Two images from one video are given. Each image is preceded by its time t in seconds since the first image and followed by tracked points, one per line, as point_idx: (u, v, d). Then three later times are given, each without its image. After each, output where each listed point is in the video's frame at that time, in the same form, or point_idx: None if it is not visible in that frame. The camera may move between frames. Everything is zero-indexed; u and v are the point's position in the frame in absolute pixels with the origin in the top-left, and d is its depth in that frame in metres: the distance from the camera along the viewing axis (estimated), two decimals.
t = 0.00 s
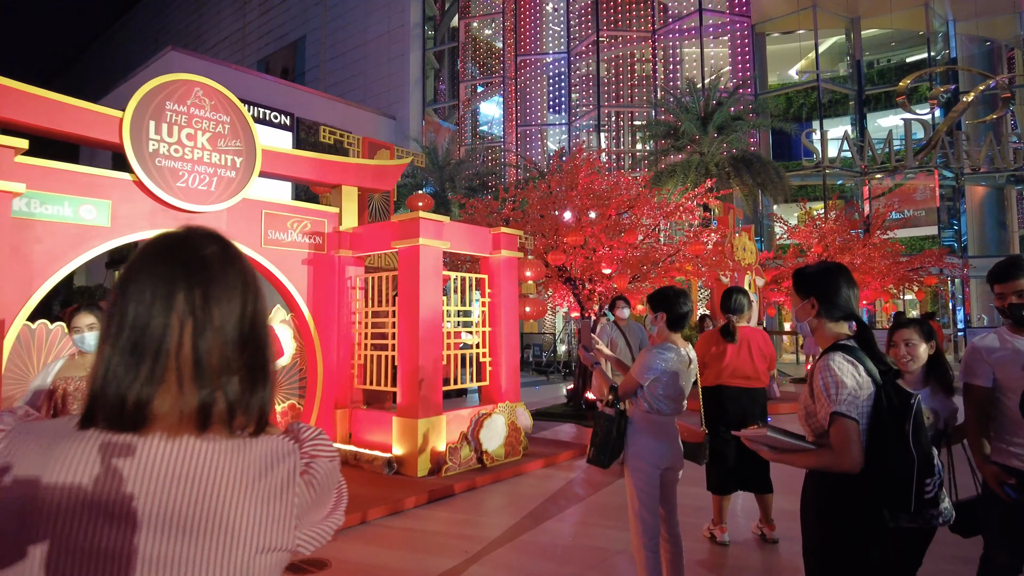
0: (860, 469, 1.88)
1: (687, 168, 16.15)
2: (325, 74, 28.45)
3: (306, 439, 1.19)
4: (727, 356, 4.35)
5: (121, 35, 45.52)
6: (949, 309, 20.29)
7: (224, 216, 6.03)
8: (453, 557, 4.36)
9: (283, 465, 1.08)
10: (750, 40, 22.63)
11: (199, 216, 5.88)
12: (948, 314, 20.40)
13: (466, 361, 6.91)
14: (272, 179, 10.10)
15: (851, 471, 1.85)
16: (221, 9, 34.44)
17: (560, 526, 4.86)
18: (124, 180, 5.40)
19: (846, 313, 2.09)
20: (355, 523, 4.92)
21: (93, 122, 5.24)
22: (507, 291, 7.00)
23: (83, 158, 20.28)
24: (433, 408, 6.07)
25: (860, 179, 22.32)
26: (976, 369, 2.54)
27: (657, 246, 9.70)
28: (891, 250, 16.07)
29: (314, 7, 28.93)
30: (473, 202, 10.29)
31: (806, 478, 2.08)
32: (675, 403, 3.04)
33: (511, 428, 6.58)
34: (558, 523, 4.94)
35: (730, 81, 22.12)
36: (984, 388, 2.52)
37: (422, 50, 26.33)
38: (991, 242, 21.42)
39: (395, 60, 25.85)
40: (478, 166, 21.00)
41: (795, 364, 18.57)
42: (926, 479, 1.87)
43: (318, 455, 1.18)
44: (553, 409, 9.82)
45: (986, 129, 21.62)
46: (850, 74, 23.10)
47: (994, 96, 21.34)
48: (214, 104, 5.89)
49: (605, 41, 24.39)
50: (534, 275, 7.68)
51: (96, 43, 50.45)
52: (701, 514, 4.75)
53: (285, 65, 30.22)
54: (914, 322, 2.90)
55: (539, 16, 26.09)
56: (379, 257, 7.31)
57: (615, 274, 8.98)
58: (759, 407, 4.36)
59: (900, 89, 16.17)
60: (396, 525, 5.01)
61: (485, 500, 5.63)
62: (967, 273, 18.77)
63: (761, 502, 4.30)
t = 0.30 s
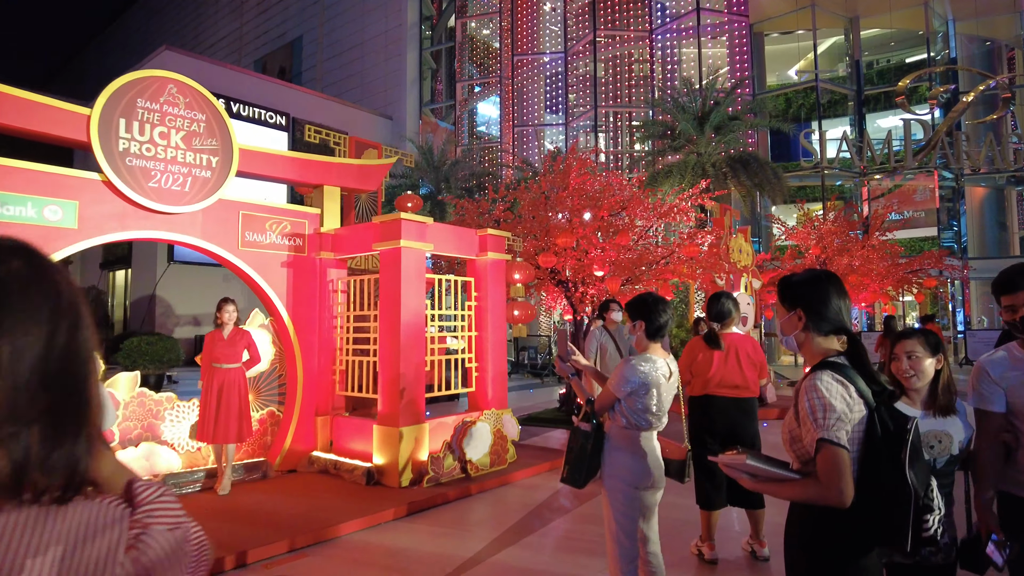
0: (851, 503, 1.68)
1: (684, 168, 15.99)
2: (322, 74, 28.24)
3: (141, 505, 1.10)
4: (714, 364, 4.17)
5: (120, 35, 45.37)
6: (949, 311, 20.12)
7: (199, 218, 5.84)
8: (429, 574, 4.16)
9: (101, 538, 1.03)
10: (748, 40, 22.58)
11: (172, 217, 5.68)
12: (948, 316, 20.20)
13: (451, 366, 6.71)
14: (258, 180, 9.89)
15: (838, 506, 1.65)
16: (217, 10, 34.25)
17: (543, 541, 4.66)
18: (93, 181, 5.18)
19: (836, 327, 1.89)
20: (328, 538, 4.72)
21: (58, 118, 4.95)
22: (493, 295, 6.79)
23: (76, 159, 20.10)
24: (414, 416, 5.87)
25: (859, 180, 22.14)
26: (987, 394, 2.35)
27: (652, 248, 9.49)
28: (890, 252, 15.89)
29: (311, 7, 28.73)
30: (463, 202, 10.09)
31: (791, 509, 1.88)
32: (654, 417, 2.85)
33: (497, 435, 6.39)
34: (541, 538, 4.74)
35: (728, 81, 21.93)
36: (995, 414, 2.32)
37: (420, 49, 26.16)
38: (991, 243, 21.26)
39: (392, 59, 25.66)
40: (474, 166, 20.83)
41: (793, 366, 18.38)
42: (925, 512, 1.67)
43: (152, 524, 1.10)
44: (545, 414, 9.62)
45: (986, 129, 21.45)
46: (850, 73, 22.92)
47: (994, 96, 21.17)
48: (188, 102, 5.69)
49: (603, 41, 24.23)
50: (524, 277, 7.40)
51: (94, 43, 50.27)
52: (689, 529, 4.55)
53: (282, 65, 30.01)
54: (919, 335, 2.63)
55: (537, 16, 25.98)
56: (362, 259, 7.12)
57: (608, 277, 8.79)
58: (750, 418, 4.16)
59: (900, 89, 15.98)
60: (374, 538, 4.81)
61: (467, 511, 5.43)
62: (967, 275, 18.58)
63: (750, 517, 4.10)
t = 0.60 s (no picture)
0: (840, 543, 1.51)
1: (680, 169, 15.81)
2: (318, 74, 28.07)
3: None
4: (700, 374, 4.02)
5: (117, 36, 45.19)
6: (949, 312, 19.96)
7: (176, 221, 5.68)
8: None
9: None
10: (747, 39, 22.29)
11: (148, 220, 5.51)
12: (948, 318, 20.03)
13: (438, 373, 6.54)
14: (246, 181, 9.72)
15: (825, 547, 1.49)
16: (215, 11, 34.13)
17: (526, 557, 4.48)
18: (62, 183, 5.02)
19: (826, 345, 1.73)
20: (304, 552, 4.55)
21: (26, 119, 4.79)
22: (481, 300, 6.61)
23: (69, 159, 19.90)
24: (398, 424, 5.71)
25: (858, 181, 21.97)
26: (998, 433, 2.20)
27: (646, 250, 9.31)
28: (889, 253, 15.73)
29: (308, 7, 28.56)
30: (455, 204, 9.92)
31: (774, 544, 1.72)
32: (634, 434, 2.69)
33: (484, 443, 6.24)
34: (525, 553, 4.57)
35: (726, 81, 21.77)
36: (1009, 457, 2.16)
37: (416, 49, 25.99)
38: (991, 244, 21.10)
39: (389, 60, 25.51)
40: (470, 166, 20.67)
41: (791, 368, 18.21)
42: (921, 553, 1.50)
43: None
44: (538, 420, 9.45)
45: (986, 129, 21.29)
46: (849, 73, 22.78)
47: (994, 96, 20.98)
48: (164, 101, 5.53)
49: (600, 41, 24.07)
50: (513, 281, 7.21)
51: (92, 43, 50.11)
52: (678, 545, 4.37)
53: (279, 65, 29.83)
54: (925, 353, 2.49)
55: (534, 15, 25.76)
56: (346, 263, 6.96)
57: (601, 279, 8.62)
58: (739, 430, 4.00)
59: (899, 89, 15.80)
60: (351, 552, 4.63)
61: (450, 523, 5.25)
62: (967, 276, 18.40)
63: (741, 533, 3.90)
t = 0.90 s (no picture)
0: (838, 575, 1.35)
1: (678, 169, 15.67)
2: (316, 74, 27.92)
3: None
4: (693, 377, 3.87)
5: (115, 37, 45.08)
6: (949, 314, 19.81)
7: (155, 220, 5.53)
8: None
9: None
10: (745, 39, 22.26)
11: (126, 218, 5.36)
12: (948, 320, 19.89)
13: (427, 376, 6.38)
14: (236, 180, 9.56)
15: None
16: (213, 12, 33.97)
17: (512, 567, 4.31)
18: (35, 180, 4.86)
19: (821, 350, 1.58)
20: (283, 562, 4.39)
21: None
22: (471, 300, 6.45)
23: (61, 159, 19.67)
24: (384, 429, 5.55)
25: (857, 182, 21.83)
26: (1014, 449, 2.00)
27: (641, 250, 9.16)
28: (889, 254, 15.58)
29: (306, 7, 28.40)
30: (447, 203, 9.77)
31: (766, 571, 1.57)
32: (618, 443, 2.53)
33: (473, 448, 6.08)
34: (512, 563, 4.39)
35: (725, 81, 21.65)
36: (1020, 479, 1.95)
37: (414, 49, 25.86)
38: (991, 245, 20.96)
39: (387, 60, 25.34)
40: (467, 166, 20.53)
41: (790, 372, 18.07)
42: None
43: None
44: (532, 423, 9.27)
45: (985, 130, 21.17)
46: (847, 74, 22.69)
47: (994, 96, 20.85)
48: (143, 96, 5.36)
49: (598, 41, 23.95)
50: (504, 281, 7.05)
51: (90, 44, 49.89)
52: (669, 556, 4.20)
53: (277, 66, 29.65)
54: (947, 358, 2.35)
55: (532, 16, 25.67)
56: (333, 262, 6.80)
57: (595, 280, 8.46)
58: (732, 435, 3.84)
59: (898, 90, 15.70)
60: (330, 562, 4.46)
61: (435, 530, 5.08)
62: (967, 277, 18.25)
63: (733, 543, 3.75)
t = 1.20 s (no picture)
0: None
1: (674, 168, 15.54)
2: (312, 73, 27.73)
3: None
4: (689, 379, 3.71)
5: (109, 36, 44.89)
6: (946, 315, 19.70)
7: (131, 216, 5.35)
8: None
9: None
10: (742, 39, 22.12)
11: (101, 214, 5.18)
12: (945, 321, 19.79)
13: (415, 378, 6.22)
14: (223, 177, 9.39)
15: None
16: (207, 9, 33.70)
17: None
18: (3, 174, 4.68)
19: (820, 356, 1.45)
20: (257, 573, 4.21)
21: None
22: (460, 300, 6.28)
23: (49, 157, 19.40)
24: (368, 432, 5.38)
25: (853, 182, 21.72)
26: None
27: (636, 250, 9.01)
28: (886, 255, 15.45)
29: (302, 5, 28.19)
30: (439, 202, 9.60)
31: None
32: (603, 452, 2.36)
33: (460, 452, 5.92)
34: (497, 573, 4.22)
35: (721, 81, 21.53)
36: None
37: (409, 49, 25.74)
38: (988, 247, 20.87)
39: (382, 59, 25.15)
40: (461, 165, 20.38)
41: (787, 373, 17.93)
42: None
43: None
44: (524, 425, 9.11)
45: (982, 131, 21.09)
46: (845, 74, 22.59)
47: (991, 97, 20.76)
48: (119, 88, 5.17)
49: (594, 41, 23.81)
50: (495, 281, 6.88)
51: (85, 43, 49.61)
52: (661, 567, 4.04)
53: (272, 65, 29.42)
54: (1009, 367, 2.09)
55: (528, 15, 25.52)
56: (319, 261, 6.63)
57: (588, 280, 8.30)
58: (725, 440, 3.71)
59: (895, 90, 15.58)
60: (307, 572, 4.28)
61: (419, 539, 4.90)
62: (964, 278, 18.14)
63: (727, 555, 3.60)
